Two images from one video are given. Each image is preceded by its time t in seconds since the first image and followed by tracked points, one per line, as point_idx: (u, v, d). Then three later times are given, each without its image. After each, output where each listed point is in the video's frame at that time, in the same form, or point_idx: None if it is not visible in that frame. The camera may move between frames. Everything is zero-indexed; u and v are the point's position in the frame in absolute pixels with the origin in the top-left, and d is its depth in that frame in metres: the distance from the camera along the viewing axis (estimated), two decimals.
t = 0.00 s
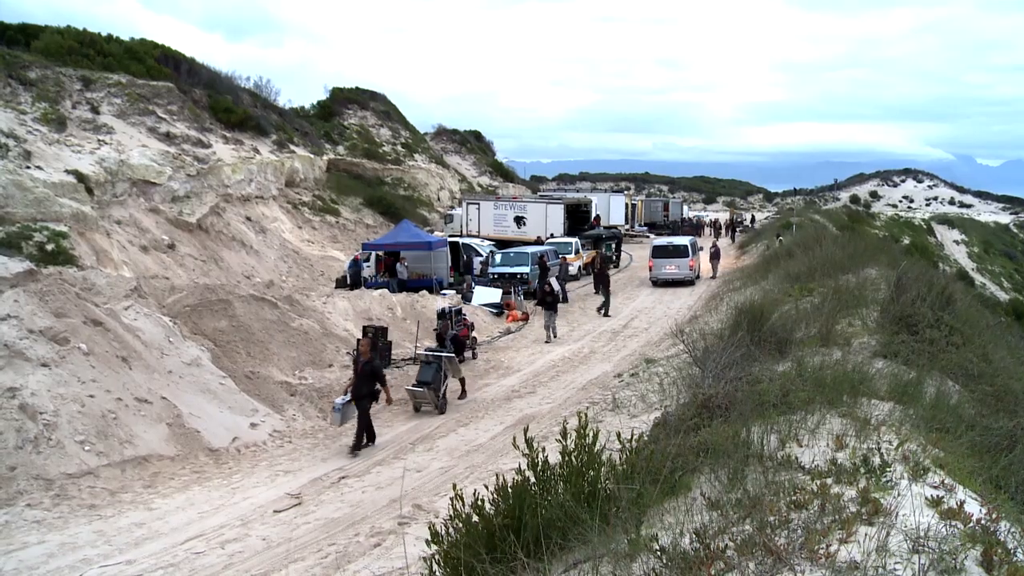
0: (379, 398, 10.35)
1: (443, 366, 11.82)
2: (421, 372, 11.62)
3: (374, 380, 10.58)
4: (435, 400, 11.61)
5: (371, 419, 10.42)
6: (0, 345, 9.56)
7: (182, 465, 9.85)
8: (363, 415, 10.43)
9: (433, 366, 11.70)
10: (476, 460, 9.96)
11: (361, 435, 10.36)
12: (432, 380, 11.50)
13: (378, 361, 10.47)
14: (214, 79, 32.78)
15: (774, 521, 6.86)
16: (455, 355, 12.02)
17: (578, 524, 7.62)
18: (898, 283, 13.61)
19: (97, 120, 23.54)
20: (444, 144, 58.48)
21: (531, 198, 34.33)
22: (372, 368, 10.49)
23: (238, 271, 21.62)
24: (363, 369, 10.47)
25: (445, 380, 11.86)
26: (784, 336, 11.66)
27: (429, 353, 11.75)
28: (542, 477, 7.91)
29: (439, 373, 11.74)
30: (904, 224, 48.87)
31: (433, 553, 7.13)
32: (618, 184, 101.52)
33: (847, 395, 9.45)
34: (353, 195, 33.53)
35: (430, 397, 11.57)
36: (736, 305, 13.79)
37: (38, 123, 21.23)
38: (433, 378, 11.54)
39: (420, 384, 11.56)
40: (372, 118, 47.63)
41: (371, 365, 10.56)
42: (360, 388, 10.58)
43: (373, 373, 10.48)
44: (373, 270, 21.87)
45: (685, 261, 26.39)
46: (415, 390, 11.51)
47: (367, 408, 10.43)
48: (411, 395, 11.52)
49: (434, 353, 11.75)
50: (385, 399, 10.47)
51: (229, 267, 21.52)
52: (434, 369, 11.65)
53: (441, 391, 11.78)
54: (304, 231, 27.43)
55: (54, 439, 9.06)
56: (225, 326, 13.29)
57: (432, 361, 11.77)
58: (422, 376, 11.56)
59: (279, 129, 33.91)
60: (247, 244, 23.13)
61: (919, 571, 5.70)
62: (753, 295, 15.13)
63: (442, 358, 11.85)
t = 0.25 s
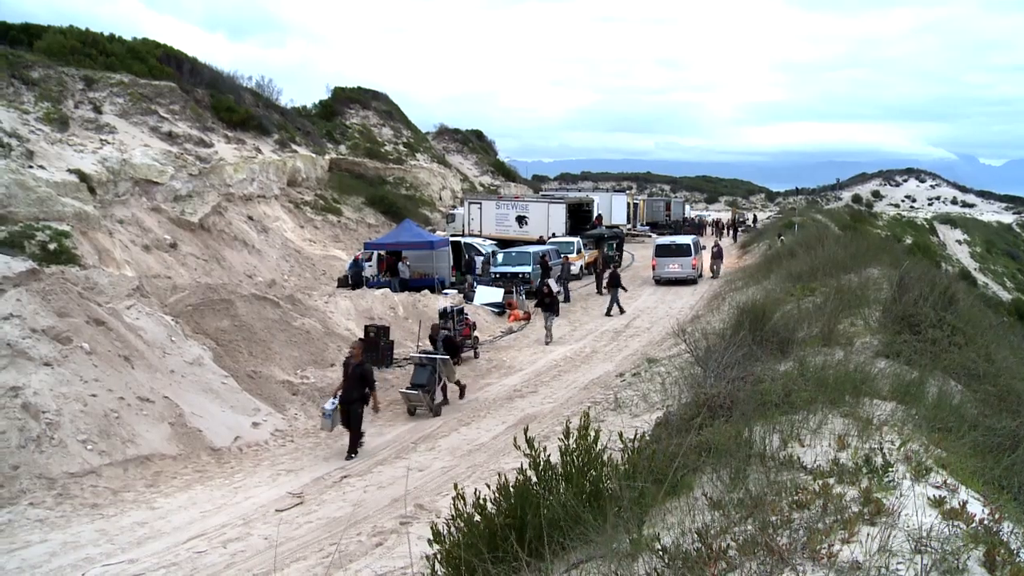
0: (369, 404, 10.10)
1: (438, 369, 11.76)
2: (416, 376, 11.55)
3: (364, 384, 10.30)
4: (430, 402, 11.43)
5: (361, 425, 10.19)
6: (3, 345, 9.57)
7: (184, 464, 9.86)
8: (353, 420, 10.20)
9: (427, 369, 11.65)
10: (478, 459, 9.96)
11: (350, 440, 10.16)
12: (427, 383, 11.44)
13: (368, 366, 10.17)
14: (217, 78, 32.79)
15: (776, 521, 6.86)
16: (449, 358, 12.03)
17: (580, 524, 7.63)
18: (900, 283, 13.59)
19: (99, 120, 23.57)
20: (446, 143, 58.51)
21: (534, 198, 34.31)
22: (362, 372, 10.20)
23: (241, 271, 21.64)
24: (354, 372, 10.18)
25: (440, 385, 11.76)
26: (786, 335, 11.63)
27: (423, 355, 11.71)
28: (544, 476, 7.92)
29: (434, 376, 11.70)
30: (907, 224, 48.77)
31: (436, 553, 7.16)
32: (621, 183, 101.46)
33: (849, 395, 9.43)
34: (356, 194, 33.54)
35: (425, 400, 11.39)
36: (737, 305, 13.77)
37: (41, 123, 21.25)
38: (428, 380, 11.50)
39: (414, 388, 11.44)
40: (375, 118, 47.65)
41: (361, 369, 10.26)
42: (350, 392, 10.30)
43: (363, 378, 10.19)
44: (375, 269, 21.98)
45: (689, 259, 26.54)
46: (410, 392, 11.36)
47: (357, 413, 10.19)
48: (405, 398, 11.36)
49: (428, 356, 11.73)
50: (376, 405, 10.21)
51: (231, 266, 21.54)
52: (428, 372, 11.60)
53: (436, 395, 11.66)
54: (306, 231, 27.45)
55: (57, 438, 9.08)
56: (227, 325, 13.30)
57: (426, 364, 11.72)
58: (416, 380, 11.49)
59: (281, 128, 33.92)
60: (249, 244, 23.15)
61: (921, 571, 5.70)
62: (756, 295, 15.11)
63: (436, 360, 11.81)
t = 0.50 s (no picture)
0: (353, 405, 9.93)
1: (436, 369, 11.72)
2: (413, 378, 11.54)
3: (356, 387, 10.11)
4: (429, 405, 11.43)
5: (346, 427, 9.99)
6: (12, 343, 9.60)
7: (191, 462, 9.88)
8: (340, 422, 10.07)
9: (425, 370, 11.62)
10: (484, 458, 9.95)
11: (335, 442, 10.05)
12: (426, 385, 11.43)
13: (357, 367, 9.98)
14: (223, 78, 32.85)
15: (783, 521, 6.85)
16: (446, 358, 11.90)
17: (586, 523, 7.62)
18: (908, 283, 13.54)
19: (107, 119, 23.63)
20: (452, 143, 58.52)
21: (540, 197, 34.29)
22: (353, 374, 10.04)
23: (247, 270, 21.67)
24: (345, 373, 10.07)
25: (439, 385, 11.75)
26: (793, 335, 11.59)
27: (420, 357, 11.66)
28: (550, 475, 7.93)
29: (432, 377, 11.66)
30: (915, 224, 48.58)
31: (442, 551, 7.22)
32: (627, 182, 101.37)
33: (857, 394, 9.40)
34: (362, 193, 33.56)
35: (425, 402, 11.39)
36: (744, 305, 13.75)
37: (48, 122, 21.31)
38: (426, 382, 11.48)
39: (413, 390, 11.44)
40: (382, 117, 47.69)
41: (353, 371, 10.14)
42: (344, 393, 10.20)
43: (351, 379, 10.03)
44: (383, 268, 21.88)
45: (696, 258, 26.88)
46: (409, 395, 11.35)
47: (345, 414, 10.03)
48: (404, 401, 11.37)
49: (424, 357, 11.68)
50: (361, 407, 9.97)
51: (238, 266, 21.58)
52: (426, 374, 11.57)
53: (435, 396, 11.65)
54: (312, 230, 27.48)
55: (65, 437, 9.10)
56: (234, 324, 13.32)
57: (424, 365, 11.69)
58: (414, 382, 11.48)
59: (288, 128, 33.97)
60: (256, 243, 23.18)
61: (929, 572, 5.69)
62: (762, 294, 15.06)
63: (433, 361, 11.73)
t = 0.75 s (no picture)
0: (350, 406, 9.72)
1: (437, 371, 11.54)
2: (415, 379, 11.35)
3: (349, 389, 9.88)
4: (431, 405, 11.24)
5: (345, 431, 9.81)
6: (25, 341, 9.64)
7: (203, 461, 9.90)
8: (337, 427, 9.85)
9: (427, 371, 11.44)
10: (495, 457, 9.95)
11: (333, 446, 9.89)
12: (426, 385, 11.21)
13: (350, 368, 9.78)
14: (235, 77, 32.96)
15: (795, 521, 6.83)
16: (449, 359, 11.74)
17: (597, 523, 7.61)
18: (920, 282, 13.47)
19: (119, 118, 23.73)
20: (463, 142, 58.59)
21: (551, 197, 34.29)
22: (345, 376, 9.81)
23: (259, 269, 21.74)
24: (337, 376, 9.81)
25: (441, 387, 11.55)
26: (804, 335, 11.55)
27: (422, 357, 11.52)
28: (561, 475, 7.96)
29: (434, 378, 11.48)
30: (927, 223, 48.27)
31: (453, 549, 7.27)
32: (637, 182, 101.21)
33: (868, 394, 9.36)
34: (374, 192, 33.60)
35: (427, 402, 11.20)
36: (755, 305, 13.70)
37: (61, 122, 21.43)
38: (428, 382, 11.26)
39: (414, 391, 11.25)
40: (393, 116, 47.74)
41: (344, 373, 9.89)
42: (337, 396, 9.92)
43: (345, 381, 9.80)
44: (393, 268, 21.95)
45: (710, 257, 27.02)
46: (410, 395, 11.16)
47: (342, 418, 9.82)
48: (406, 401, 11.18)
49: (427, 358, 11.52)
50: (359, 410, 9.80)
51: (249, 264, 21.65)
52: (428, 374, 11.40)
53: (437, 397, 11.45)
54: (323, 229, 27.54)
55: (77, 435, 9.14)
56: (245, 322, 13.36)
57: (426, 366, 11.52)
58: (416, 382, 11.29)
59: (299, 126, 34.06)
60: (267, 241, 23.25)
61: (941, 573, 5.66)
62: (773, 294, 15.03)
63: (436, 362, 11.59)
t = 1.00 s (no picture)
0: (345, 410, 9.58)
1: (440, 372, 11.32)
2: (418, 380, 11.15)
3: (346, 391, 9.74)
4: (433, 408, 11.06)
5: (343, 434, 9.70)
6: (38, 339, 9.69)
7: (214, 458, 9.93)
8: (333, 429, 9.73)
9: (430, 373, 11.21)
10: (506, 456, 9.94)
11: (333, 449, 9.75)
12: (428, 388, 10.99)
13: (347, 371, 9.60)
14: (247, 76, 33.06)
15: (806, 521, 6.81)
16: (453, 360, 11.48)
17: (608, 522, 7.60)
18: (932, 282, 13.42)
19: (131, 117, 23.82)
20: (475, 141, 58.62)
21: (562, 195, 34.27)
22: (342, 378, 9.65)
23: (270, 267, 21.80)
24: (333, 378, 9.65)
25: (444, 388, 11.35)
26: (816, 335, 11.50)
27: (425, 359, 11.25)
28: (571, 474, 7.96)
29: (437, 380, 11.25)
30: (940, 222, 47.98)
31: (463, 549, 7.31)
32: (647, 180, 101.05)
33: (880, 394, 9.31)
34: (385, 190, 33.63)
35: (429, 405, 11.02)
36: (767, 304, 13.66)
37: (75, 121, 21.56)
38: (430, 385, 11.03)
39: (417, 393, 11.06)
40: (404, 114, 47.80)
41: (340, 374, 9.73)
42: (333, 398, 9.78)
43: (342, 384, 9.64)
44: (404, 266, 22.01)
45: (722, 255, 27.02)
46: (412, 398, 10.97)
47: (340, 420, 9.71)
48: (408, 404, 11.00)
49: (430, 359, 11.27)
50: (357, 413, 9.68)
51: (261, 262, 21.71)
52: (431, 376, 11.18)
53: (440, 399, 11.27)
54: (335, 227, 27.60)
55: (89, 432, 9.19)
56: (256, 321, 13.40)
57: (429, 367, 11.27)
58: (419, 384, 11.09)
59: (311, 125, 34.15)
60: (279, 240, 23.32)
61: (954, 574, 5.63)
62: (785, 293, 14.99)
63: (439, 364, 11.33)
